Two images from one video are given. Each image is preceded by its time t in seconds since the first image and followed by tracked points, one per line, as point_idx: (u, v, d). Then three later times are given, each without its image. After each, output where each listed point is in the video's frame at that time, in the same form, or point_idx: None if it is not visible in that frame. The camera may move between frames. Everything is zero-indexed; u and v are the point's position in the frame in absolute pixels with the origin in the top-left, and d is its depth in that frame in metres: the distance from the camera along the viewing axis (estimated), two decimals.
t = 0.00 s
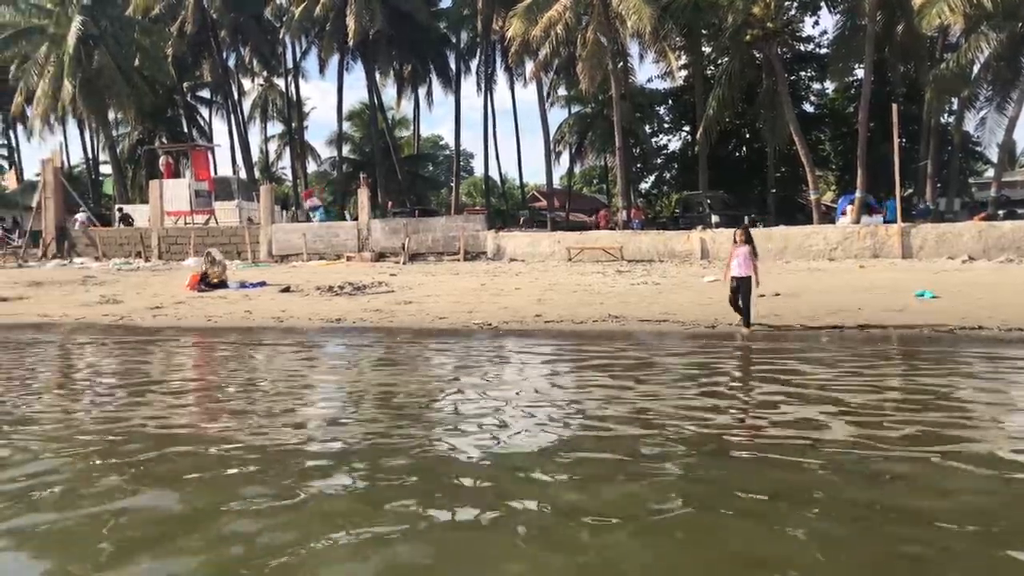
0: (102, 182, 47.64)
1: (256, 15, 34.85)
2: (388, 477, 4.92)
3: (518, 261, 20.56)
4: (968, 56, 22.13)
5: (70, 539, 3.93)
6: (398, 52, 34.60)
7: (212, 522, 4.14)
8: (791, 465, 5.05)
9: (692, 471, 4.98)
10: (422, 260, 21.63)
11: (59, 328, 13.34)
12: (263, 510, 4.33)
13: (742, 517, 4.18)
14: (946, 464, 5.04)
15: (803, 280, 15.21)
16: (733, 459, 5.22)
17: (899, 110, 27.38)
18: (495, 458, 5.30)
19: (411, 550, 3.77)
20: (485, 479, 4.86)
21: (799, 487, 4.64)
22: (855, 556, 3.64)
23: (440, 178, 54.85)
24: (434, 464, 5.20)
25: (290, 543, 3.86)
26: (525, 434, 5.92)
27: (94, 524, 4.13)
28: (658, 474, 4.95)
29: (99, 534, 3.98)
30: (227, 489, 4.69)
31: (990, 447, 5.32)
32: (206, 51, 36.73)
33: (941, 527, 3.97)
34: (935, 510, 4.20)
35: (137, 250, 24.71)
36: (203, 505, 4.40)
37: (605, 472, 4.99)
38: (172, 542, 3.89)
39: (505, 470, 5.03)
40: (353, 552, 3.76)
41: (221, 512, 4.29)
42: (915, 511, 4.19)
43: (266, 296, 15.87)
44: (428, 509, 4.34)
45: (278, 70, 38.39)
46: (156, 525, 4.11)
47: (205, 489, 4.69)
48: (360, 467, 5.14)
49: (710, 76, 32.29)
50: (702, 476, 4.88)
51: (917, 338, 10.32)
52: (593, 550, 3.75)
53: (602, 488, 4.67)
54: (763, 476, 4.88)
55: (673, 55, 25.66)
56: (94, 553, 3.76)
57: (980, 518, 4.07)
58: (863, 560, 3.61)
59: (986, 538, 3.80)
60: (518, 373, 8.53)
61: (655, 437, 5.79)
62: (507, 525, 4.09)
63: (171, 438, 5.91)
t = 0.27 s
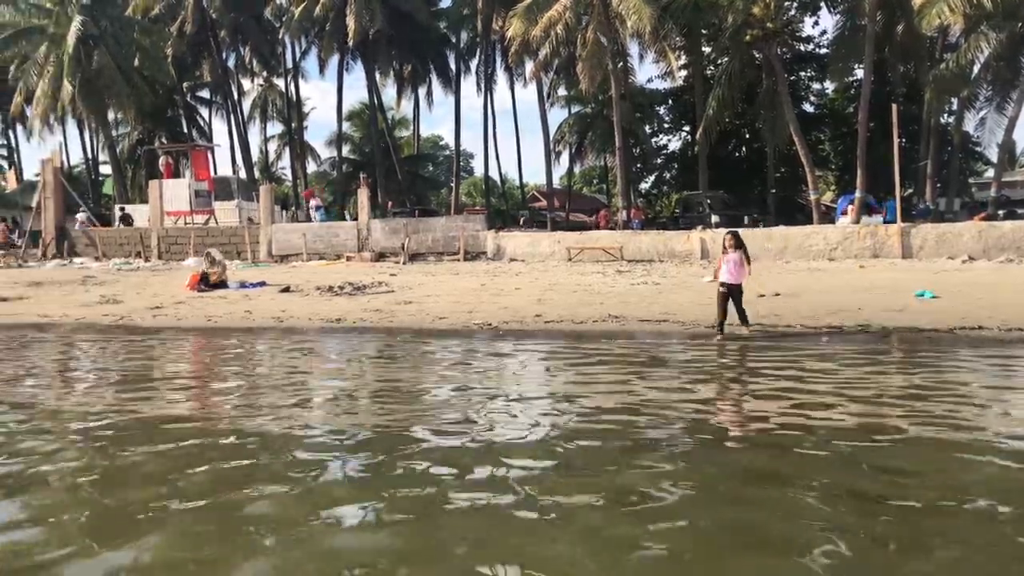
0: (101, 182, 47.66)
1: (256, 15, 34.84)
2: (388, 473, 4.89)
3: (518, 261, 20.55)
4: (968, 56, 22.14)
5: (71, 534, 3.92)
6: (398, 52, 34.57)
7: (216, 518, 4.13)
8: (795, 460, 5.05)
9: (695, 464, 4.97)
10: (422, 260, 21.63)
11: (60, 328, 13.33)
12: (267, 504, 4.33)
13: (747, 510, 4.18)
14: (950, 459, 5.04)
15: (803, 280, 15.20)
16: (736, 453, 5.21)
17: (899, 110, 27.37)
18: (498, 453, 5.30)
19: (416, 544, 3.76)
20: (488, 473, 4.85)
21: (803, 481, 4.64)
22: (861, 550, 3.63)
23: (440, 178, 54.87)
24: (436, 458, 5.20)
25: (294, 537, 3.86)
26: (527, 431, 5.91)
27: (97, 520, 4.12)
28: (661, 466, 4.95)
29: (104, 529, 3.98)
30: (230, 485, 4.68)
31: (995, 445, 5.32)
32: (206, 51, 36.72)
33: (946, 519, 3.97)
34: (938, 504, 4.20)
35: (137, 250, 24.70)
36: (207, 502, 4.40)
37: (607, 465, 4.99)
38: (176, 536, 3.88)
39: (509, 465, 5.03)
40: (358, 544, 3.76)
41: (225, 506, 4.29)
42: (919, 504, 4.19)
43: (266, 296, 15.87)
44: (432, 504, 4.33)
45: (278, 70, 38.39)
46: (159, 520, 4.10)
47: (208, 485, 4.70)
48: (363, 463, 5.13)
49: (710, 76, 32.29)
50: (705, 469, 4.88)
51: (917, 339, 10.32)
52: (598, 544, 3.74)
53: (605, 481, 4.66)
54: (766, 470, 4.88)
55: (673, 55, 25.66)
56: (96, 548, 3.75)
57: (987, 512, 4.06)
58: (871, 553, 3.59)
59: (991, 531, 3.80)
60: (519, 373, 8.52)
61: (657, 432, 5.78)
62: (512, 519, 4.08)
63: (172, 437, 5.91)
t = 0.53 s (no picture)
0: (102, 182, 47.68)
1: (256, 15, 34.83)
2: (389, 476, 4.91)
3: (518, 261, 20.56)
4: (968, 56, 22.14)
5: (70, 539, 3.94)
6: (398, 52, 34.55)
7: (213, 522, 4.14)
8: (793, 464, 5.06)
9: (693, 469, 4.98)
10: (422, 260, 21.63)
11: (60, 328, 13.35)
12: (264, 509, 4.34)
13: (743, 516, 4.18)
14: (949, 463, 5.03)
15: (803, 280, 15.21)
16: (734, 457, 5.22)
17: (899, 110, 27.37)
18: (497, 456, 5.31)
19: (413, 552, 3.77)
20: (486, 477, 4.86)
21: (800, 486, 4.64)
22: (856, 558, 3.63)
23: (440, 178, 54.88)
24: (434, 462, 5.21)
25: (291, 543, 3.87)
26: (527, 433, 5.92)
27: (95, 524, 4.14)
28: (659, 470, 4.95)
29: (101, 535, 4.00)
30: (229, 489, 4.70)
31: (994, 448, 5.32)
32: (205, 51, 36.71)
33: (943, 527, 3.97)
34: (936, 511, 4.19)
35: (137, 250, 24.70)
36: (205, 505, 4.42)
37: (604, 469, 5.00)
38: (173, 542, 3.89)
39: (507, 469, 5.04)
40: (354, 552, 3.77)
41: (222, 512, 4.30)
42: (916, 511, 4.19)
43: (266, 296, 15.87)
44: (430, 509, 4.34)
45: (278, 70, 38.39)
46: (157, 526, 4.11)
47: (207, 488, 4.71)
48: (362, 466, 5.14)
49: (710, 76, 32.29)
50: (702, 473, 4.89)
51: (917, 338, 10.32)
52: (593, 551, 3.75)
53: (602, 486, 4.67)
54: (763, 474, 4.88)
55: (673, 55, 25.66)
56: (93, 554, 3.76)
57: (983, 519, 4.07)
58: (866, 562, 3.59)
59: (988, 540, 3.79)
60: (519, 373, 8.53)
61: (657, 435, 5.79)
62: (509, 524, 4.09)
63: (172, 437, 5.93)
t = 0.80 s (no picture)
0: (101, 181, 47.71)
1: (256, 15, 34.83)
2: (391, 477, 4.90)
3: (518, 261, 20.56)
4: (968, 56, 22.14)
5: (71, 541, 3.92)
6: (398, 52, 34.53)
7: (216, 524, 4.14)
8: (796, 464, 5.04)
9: (696, 469, 4.97)
10: (422, 260, 21.64)
11: (60, 328, 13.35)
12: (266, 511, 4.33)
13: (748, 517, 4.17)
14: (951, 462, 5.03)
15: (803, 280, 15.21)
16: (737, 457, 5.21)
17: (899, 110, 27.36)
18: (500, 457, 5.30)
19: (416, 553, 3.76)
20: (487, 477, 4.85)
21: (801, 485, 4.64)
22: (861, 558, 3.62)
23: (440, 178, 54.88)
24: (437, 463, 5.20)
25: (294, 545, 3.85)
26: (528, 432, 5.91)
27: (96, 525, 4.13)
28: (662, 470, 4.94)
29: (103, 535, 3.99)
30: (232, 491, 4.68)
31: (998, 447, 5.30)
32: (206, 51, 36.71)
33: (948, 526, 3.95)
34: (942, 510, 4.18)
35: (137, 250, 24.71)
36: (208, 506, 4.41)
37: (608, 469, 4.99)
38: (175, 544, 3.89)
39: (510, 469, 5.03)
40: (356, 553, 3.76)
41: (225, 513, 4.29)
42: (920, 510, 4.18)
43: (266, 296, 15.88)
44: (434, 510, 4.33)
45: (278, 70, 38.39)
46: (159, 527, 4.11)
47: (209, 490, 4.70)
48: (364, 467, 5.14)
49: (710, 76, 32.27)
50: (706, 473, 4.88)
51: (917, 339, 10.31)
52: (597, 551, 3.73)
53: (605, 487, 4.66)
54: (765, 474, 4.87)
55: (673, 55, 25.65)
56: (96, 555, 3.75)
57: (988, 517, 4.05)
58: (871, 562, 3.58)
59: (994, 540, 3.78)
60: (520, 373, 8.53)
61: (661, 434, 5.78)
62: (512, 526, 4.08)
63: (173, 436, 5.94)
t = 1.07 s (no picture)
0: (102, 181, 47.71)
1: (256, 15, 34.82)
2: (391, 476, 4.92)
3: (518, 261, 20.57)
4: (968, 56, 22.13)
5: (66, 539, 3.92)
6: (398, 52, 34.51)
7: (212, 522, 4.13)
8: (794, 463, 5.04)
9: (694, 469, 4.96)
10: (422, 260, 21.64)
11: (60, 328, 13.37)
12: (263, 508, 4.33)
13: (745, 516, 4.17)
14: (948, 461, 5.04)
15: (803, 280, 15.23)
16: (734, 457, 5.21)
17: (899, 110, 27.35)
18: (497, 457, 5.31)
19: (413, 551, 3.76)
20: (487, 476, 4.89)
21: (799, 484, 4.66)
22: (859, 559, 3.61)
23: (440, 178, 54.90)
24: (434, 462, 5.21)
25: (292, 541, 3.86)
26: (528, 432, 5.93)
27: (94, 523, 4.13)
28: (660, 470, 4.94)
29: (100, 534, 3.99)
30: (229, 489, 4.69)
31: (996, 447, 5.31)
32: (206, 51, 36.73)
33: (945, 528, 3.95)
34: (939, 512, 4.18)
35: (137, 250, 24.73)
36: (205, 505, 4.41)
37: (606, 469, 4.99)
38: (172, 541, 3.88)
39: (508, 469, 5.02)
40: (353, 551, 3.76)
41: (222, 511, 4.29)
42: (918, 512, 4.18)
43: (266, 296, 15.92)
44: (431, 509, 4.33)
45: (278, 70, 38.39)
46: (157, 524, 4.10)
47: (207, 488, 4.70)
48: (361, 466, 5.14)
49: (710, 76, 32.27)
50: (703, 473, 4.88)
51: (917, 339, 10.32)
52: (594, 551, 3.73)
53: (603, 486, 4.65)
54: (766, 472, 4.89)
55: (673, 55, 25.64)
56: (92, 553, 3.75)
57: (985, 519, 4.05)
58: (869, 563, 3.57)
59: (992, 541, 3.77)
60: (520, 372, 8.55)
61: (660, 434, 5.79)
62: (509, 525, 4.07)
63: (172, 436, 5.94)
